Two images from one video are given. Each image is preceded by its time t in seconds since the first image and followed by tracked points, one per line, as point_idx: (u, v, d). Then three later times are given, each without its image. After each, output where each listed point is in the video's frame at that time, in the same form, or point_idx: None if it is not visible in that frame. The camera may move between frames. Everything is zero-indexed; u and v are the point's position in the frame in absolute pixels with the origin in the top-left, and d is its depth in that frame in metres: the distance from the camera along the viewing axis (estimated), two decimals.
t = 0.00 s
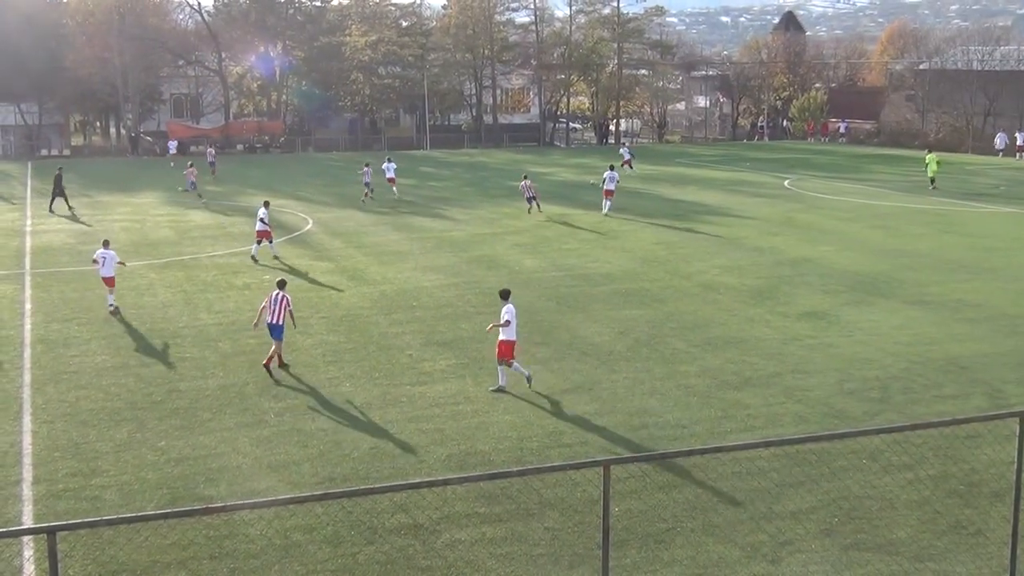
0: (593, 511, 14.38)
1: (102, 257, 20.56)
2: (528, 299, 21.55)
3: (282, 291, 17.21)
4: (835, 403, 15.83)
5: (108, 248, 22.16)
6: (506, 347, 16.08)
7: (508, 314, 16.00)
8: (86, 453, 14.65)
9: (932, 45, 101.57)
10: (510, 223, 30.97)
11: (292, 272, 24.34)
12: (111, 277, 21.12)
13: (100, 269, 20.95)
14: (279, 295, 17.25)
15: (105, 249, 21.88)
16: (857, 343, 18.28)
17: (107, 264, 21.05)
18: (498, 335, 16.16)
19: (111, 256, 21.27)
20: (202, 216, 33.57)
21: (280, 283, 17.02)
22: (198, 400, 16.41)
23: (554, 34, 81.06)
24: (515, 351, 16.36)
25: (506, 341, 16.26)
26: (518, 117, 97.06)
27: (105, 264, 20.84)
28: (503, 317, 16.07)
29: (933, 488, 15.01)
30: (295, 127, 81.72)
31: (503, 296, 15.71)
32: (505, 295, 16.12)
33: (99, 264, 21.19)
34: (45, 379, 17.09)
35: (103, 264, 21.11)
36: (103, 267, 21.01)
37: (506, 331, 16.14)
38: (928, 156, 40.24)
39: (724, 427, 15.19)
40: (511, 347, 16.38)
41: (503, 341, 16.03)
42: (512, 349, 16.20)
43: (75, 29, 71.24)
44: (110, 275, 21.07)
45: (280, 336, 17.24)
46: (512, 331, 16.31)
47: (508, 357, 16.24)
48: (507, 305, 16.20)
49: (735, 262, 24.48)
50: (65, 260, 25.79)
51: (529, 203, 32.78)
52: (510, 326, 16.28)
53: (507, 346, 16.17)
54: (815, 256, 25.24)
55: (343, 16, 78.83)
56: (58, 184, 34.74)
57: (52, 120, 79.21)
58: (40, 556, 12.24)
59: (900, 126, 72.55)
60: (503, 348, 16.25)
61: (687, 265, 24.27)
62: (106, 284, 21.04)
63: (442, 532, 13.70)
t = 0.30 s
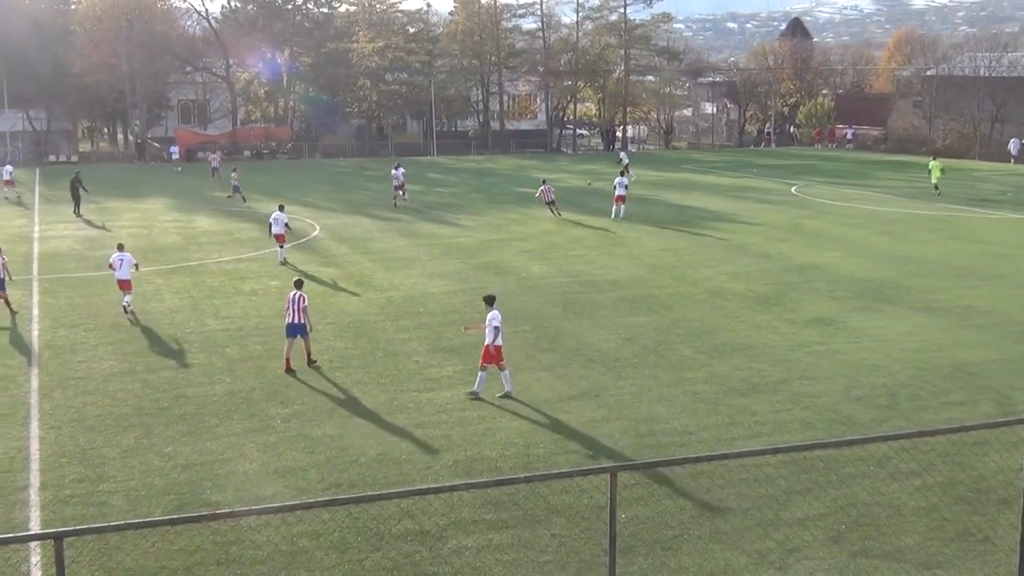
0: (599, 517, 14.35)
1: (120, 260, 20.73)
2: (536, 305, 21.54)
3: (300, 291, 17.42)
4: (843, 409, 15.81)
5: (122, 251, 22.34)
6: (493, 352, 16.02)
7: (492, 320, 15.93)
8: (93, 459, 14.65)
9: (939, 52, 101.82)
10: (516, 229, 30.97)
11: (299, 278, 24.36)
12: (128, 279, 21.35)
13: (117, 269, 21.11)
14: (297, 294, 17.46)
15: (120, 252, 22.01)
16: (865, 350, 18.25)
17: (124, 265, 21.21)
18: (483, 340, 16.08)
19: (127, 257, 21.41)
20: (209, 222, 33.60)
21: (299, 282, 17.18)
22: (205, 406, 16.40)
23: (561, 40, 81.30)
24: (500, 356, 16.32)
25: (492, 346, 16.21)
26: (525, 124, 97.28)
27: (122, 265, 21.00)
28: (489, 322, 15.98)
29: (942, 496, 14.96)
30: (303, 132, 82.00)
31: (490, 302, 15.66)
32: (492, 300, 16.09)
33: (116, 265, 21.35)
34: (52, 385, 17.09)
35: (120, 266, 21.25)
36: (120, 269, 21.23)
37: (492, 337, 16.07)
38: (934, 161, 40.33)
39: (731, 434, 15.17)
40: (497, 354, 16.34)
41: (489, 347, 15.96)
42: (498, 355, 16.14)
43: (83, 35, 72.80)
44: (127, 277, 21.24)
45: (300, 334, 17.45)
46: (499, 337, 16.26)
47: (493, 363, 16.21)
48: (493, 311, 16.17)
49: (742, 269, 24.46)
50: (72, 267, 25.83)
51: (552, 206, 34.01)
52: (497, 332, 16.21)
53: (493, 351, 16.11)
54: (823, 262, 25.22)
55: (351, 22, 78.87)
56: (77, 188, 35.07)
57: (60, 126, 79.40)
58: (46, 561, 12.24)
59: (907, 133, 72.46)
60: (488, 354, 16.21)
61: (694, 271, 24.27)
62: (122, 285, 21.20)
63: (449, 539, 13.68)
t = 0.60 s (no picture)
0: (620, 530, 14.01)
1: (136, 264, 20.65)
2: (555, 313, 21.21)
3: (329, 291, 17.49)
4: (870, 420, 15.43)
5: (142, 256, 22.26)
6: (488, 357, 15.89)
7: (490, 324, 15.89)
8: (106, 468, 14.40)
9: (968, 54, 100.69)
10: (535, 234, 30.65)
11: (315, 285, 24.12)
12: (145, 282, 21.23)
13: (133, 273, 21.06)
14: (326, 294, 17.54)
15: (140, 255, 21.95)
16: (892, 358, 17.87)
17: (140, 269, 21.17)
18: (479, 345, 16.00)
19: (145, 261, 21.36)
20: (223, 227, 33.40)
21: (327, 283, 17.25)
22: (219, 415, 16.14)
23: (581, 42, 81.00)
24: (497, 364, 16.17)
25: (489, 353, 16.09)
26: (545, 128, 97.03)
27: (139, 270, 20.92)
28: (486, 327, 15.92)
29: (971, 508, 14.56)
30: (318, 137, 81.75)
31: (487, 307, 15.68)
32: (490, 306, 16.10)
33: (133, 269, 21.32)
34: (64, 393, 16.86)
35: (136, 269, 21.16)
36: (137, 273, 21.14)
37: (489, 342, 15.97)
38: (957, 165, 39.88)
39: (755, 444, 14.82)
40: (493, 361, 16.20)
41: (486, 351, 15.86)
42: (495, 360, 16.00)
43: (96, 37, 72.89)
44: (144, 280, 21.18)
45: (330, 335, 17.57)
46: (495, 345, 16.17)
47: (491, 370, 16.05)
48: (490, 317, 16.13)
49: (766, 276, 24.07)
50: (86, 273, 25.65)
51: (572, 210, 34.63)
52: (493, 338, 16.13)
53: (490, 356, 15.97)
54: (848, 269, 24.80)
55: (368, 24, 78.45)
56: (95, 193, 35.56)
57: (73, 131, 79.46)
58: (57, 572, 11.99)
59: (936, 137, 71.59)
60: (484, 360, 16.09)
61: (716, 278, 23.91)
62: (138, 288, 21.14)
63: (467, 550, 13.36)
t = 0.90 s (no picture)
0: (643, 545, 13.58)
1: (151, 266, 20.95)
2: (576, 321, 20.83)
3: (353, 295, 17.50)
4: (901, 433, 14.99)
5: (154, 258, 22.31)
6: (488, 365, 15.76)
7: (490, 330, 15.81)
8: (118, 479, 14.09)
9: (1001, 57, 99.56)
10: (557, 241, 30.28)
11: (332, 293, 23.82)
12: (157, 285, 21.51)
13: (148, 276, 21.34)
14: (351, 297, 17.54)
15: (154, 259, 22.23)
16: (924, 369, 17.41)
17: (155, 273, 21.48)
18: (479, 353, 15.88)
19: (160, 265, 21.67)
20: (239, 234, 33.13)
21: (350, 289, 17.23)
22: (233, 425, 15.81)
23: (602, 44, 80.51)
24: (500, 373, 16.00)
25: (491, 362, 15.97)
26: (566, 131, 96.10)
27: (153, 272, 21.24)
28: (486, 334, 15.86)
29: (1006, 524, 14.11)
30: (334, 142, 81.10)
31: (486, 312, 15.67)
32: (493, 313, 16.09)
33: (147, 272, 21.61)
34: (76, 402, 16.57)
35: (150, 273, 21.34)
36: (150, 275, 21.35)
37: (489, 349, 15.88)
38: (986, 170, 39.26)
39: (783, 457, 14.41)
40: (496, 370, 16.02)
41: (485, 358, 15.74)
42: (496, 369, 15.83)
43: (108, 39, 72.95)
44: (157, 283, 21.48)
45: (357, 339, 17.60)
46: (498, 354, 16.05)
47: (493, 379, 15.87)
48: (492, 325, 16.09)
49: (793, 284, 23.61)
50: (99, 280, 25.40)
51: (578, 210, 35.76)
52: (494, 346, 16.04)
53: (490, 364, 15.84)
54: (877, 278, 24.30)
55: (386, 26, 78.77)
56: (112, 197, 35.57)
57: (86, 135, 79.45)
58: None
59: (969, 141, 70.40)
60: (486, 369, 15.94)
61: (741, 286, 23.50)
62: (152, 291, 21.42)
63: (486, 566, 12.97)
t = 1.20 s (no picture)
0: (668, 560, 13.18)
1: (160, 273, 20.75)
2: (597, 331, 20.44)
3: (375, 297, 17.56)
4: (932, 446, 14.54)
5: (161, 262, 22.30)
6: (489, 370, 15.54)
7: (493, 335, 15.50)
8: (128, 491, 13.78)
9: None
10: (576, 249, 29.90)
11: (348, 301, 23.50)
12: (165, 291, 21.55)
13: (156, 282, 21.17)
14: (372, 300, 17.63)
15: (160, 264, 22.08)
16: (956, 380, 16.94)
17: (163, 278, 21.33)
18: (482, 358, 15.63)
19: (167, 271, 21.51)
20: (253, 241, 32.84)
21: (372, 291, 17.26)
22: (246, 436, 15.48)
23: (626, 47, 80.49)
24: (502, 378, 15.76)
25: (494, 365, 15.74)
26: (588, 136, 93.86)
27: (162, 278, 21.07)
28: (490, 339, 15.57)
29: None
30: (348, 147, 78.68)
31: (490, 317, 15.36)
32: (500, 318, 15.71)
33: (154, 278, 21.45)
34: (86, 412, 16.27)
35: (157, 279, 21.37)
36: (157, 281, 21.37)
37: (492, 354, 15.60)
38: (1015, 176, 38.67)
39: (810, 470, 13.99)
40: (499, 374, 15.79)
41: (486, 363, 15.49)
42: (497, 374, 15.61)
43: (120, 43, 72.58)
44: (166, 289, 21.32)
45: (379, 341, 17.69)
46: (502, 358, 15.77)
47: (495, 382, 15.69)
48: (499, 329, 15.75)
49: (819, 293, 23.15)
50: (111, 287, 25.13)
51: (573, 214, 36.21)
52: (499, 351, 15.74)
53: (492, 368, 15.61)
54: (907, 286, 23.81)
55: (404, 29, 77.36)
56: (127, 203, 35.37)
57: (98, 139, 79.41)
58: None
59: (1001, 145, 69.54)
60: (489, 372, 15.73)
61: (765, 295, 23.06)
62: (160, 297, 21.24)
63: None
